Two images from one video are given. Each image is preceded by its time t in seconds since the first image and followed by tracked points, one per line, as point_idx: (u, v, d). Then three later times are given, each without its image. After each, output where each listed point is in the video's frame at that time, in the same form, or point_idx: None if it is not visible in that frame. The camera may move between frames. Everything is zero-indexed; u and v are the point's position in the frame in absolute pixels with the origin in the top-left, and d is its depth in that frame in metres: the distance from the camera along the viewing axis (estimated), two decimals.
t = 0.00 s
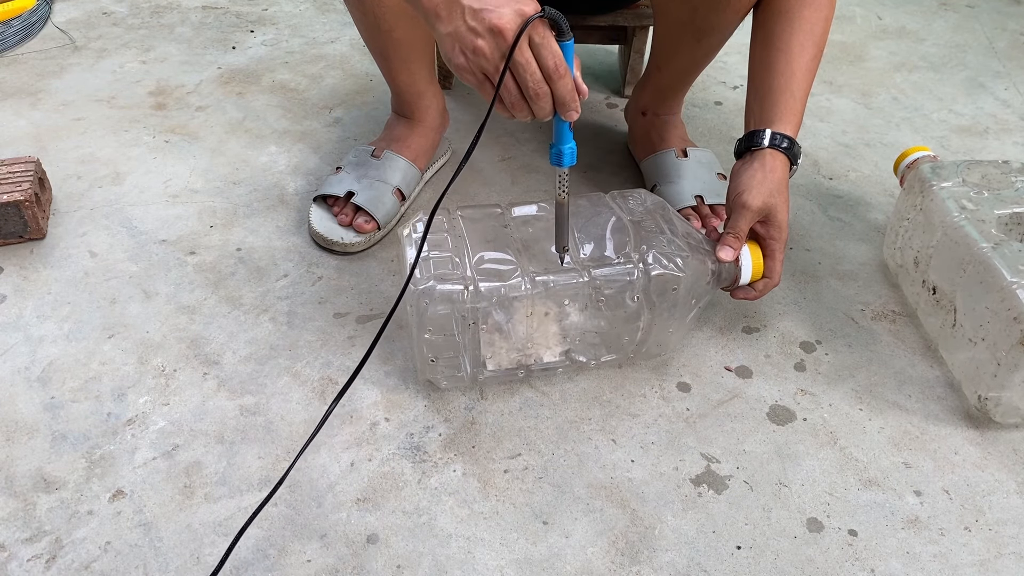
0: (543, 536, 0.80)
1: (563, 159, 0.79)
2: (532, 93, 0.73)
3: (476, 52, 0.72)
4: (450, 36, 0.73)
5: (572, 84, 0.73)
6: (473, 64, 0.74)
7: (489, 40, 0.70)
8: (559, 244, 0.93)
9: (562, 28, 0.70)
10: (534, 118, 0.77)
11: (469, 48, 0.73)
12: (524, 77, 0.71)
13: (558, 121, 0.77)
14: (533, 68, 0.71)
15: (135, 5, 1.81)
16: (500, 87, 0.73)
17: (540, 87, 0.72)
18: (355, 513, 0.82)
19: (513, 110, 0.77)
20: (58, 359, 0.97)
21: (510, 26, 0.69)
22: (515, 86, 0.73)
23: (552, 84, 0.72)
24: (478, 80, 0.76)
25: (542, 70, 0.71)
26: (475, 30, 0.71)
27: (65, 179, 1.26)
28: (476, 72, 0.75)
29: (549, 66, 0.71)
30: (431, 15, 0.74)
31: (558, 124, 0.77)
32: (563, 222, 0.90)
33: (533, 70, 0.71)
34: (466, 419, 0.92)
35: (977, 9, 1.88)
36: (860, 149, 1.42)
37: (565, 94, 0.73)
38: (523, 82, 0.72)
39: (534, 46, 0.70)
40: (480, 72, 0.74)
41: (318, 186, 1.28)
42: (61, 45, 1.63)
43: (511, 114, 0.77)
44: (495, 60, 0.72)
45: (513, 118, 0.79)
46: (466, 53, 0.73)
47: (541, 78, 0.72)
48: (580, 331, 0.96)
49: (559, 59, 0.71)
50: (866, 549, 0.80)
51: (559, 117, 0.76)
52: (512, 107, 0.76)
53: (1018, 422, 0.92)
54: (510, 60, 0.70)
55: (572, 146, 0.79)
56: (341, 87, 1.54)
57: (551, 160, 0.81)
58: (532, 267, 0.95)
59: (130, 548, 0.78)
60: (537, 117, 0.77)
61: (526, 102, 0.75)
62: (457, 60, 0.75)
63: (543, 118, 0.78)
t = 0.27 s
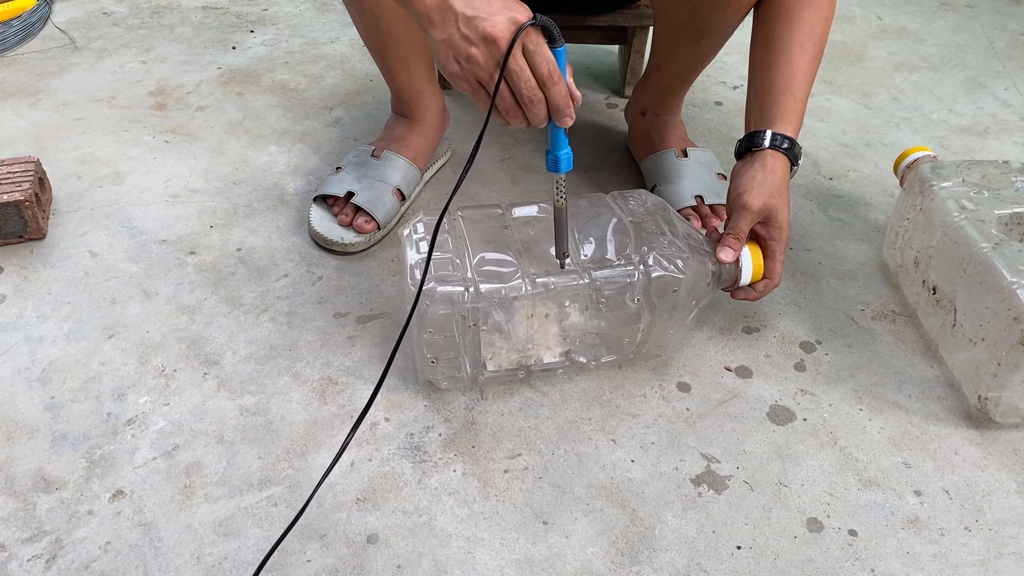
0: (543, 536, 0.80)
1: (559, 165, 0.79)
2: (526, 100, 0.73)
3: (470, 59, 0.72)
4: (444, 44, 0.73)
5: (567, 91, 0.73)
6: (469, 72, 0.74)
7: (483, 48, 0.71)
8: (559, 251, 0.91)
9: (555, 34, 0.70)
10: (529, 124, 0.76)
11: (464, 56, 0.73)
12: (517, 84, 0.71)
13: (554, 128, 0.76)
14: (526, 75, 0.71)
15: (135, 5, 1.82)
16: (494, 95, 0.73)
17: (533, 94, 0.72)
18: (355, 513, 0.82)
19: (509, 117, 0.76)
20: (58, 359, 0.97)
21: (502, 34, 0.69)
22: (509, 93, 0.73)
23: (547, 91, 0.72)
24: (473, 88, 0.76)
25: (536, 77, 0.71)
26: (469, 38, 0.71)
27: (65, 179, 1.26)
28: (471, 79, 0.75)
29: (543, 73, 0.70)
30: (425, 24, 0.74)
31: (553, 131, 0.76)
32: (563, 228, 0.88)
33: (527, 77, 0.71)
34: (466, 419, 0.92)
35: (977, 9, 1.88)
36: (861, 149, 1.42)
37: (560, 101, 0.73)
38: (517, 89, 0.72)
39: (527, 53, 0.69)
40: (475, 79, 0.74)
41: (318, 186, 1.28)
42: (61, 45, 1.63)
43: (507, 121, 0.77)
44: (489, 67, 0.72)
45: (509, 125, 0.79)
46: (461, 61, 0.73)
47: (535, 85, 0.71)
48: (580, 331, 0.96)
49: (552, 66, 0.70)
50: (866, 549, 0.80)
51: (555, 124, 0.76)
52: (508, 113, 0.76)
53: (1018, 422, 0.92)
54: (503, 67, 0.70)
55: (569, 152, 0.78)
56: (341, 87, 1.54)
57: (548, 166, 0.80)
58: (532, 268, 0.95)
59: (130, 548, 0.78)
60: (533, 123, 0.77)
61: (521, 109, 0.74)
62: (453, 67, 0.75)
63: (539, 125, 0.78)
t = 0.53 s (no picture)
0: (543, 536, 0.80)
1: (524, 148, 0.78)
2: (492, 79, 0.72)
3: (437, 36, 0.72)
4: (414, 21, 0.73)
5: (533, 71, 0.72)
6: (435, 48, 0.74)
7: (451, 22, 0.70)
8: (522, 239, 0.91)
9: (526, 12, 0.69)
10: (496, 105, 0.76)
11: (431, 32, 0.72)
12: (482, 61, 0.70)
13: (519, 110, 0.75)
14: (492, 53, 0.70)
15: (135, 6, 1.82)
16: (460, 71, 0.73)
17: (499, 73, 0.71)
18: (355, 513, 0.82)
19: (474, 96, 0.76)
20: (58, 359, 0.97)
21: (470, 10, 0.69)
22: (474, 71, 0.73)
23: (513, 71, 0.71)
24: (441, 66, 0.76)
25: (502, 55, 0.70)
26: (436, 13, 0.71)
27: (65, 179, 1.26)
28: (438, 57, 0.75)
29: (508, 51, 0.70)
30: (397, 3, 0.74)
31: (519, 112, 0.75)
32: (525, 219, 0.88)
33: (493, 55, 0.70)
34: (466, 419, 0.92)
35: (977, 9, 1.88)
36: (861, 148, 1.42)
37: (526, 81, 0.72)
38: (482, 67, 0.71)
39: (492, 30, 0.69)
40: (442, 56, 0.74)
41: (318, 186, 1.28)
42: (61, 45, 1.63)
43: (475, 101, 0.76)
44: (456, 43, 0.71)
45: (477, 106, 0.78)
46: (429, 38, 0.73)
47: (501, 63, 0.71)
48: (580, 331, 0.96)
49: (518, 44, 0.69)
50: (866, 549, 0.80)
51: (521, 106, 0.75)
52: (473, 93, 0.75)
53: (1018, 422, 0.92)
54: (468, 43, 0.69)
55: (534, 136, 0.77)
56: (341, 86, 1.54)
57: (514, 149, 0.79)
58: (532, 267, 0.95)
59: (130, 548, 0.78)
60: (500, 104, 0.76)
61: (487, 88, 0.74)
62: (419, 45, 0.75)
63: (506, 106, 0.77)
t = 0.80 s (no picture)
0: (543, 536, 0.80)
1: (518, 151, 0.79)
2: (487, 83, 0.72)
3: (433, 39, 0.72)
4: (412, 24, 0.73)
5: (529, 75, 0.72)
6: (432, 51, 0.74)
7: (447, 25, 0.70)
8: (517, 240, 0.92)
9: (521, 17, 0.69)
10: (491, 109, 0.76)
11: (427, 35, 0.72)
12: (477, 65, 0.71)
13: (515, 114, 0.75)
14: (487, 56, 0.70)
15: (135, 5, 1.82)
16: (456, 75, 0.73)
17: (494, 77, 0.72)
18: (355, 513, 0.82)
19: (471, 100, 0.76)
20: (58, 359, 0.97)
21: (467, 14, 0.69)
22: (470, 75, 0.73)
23: (508, 74, 0.71)
24: (436, 69, 0.76)
25: (497, 59, 0.70)
26: (434, 16, 0.71)
27: (65, 179, 1.26)
28: (434, 60, 0.75)
29: (504, 55, 0.70)
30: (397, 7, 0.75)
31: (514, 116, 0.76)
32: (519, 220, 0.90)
33: (489, 58, 0.70)
34: (466, 419, 0.92)
35: (977, 9, 1.88)
36: (861, 148, 1.42)
37: (521, 85, 0.72)
38: (478, 71, 0.72)
39: (489, 33, 0.69)
40: (438, 59, 0.74)
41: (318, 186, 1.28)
42: (61, 45, 1.63)
43: (470, 104, 0.76)
44: (452, 47, 0.72)
45: (471, 109, 0.78)
46: (425, 40, 0.73)
47: (496, 67, 0.71)
48: (581, 331, 0.96)
49: (514, 49, 0.70)
50: (866, 549, 0.80)
51: (516, 110, 0.76)
52: (470, 96, 0.75)
53: (1018, 422, 0.92)
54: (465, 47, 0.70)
55: (528, 140, 0.78)
56: (341, 86, 1.54)
57: (508, 152, 0.80)
58: (532, 267, 0.95)
59: (130, 548, 0.78)
60: (495, 108, 0.76)
61: (482, 92, 0.74)
62: (415, 47, 0.75)
63: (501, 110, 0.77)
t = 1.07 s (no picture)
0: (543, 536, 0.80)
1: (523, 155, 0.80)
2: (497, 88, 0.72)
3: (444, 43, 0.72)
4: (421, 27, 0.73)
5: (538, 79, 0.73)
6: (441, 54, 0.73)
7: (458, 29, 0.70)
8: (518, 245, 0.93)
9: (532, 22, 0.70)
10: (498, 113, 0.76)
11: (437, 38, 0.72)
12: (489, 70, 0.71)
13: (522, 117, 0.76)
14: (499, 61, 0.70)
15: (135, 5, 1.82)
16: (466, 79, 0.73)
17: (506, 82, 0.72)
18: (355, 513, 0.82)
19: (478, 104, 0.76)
20: (58, 359, 0.97)
21: (478, 17, 0.68)
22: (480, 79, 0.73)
23: (519, 79, 0.72)
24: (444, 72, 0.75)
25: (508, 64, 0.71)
26: (445, 20, 0.70)
27: (65, 179, 1.26)
28: (443, 63, 0.74)
29: (516, 60, 0.70)
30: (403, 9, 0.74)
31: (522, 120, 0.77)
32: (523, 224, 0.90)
33: (500, 63, 0.70)
34: (466, 419, 0.92)
35: (977, 9, 1.88)
36: (861, 149, 1.42)
37: (531, 89, 0.73)
38: (489, 76, 0.72)
39: (501, 38, 0.69)
40: (447, 63, 0.74)
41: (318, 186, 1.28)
42: (60, 45, 1.63)
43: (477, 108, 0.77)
44: (463, 51, 0.71)
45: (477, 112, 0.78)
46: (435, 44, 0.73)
47: (508, 71, 0.71)
48: (580, 331, 0.96)
49: (525, 54, 0.70)
50: (866, 549, 0.80)
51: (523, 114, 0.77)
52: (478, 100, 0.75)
53: (1018, 422, 0.92)
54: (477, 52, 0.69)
55: (533, 143, 0.79)
56: (341, 87, 1.54)
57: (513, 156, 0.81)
58: (532, 268, 0.95)
59: (130, 549, 0.78)
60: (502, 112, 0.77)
61: (491, 95, 0.74)
62: (425, 50, 0.74)
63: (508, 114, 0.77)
